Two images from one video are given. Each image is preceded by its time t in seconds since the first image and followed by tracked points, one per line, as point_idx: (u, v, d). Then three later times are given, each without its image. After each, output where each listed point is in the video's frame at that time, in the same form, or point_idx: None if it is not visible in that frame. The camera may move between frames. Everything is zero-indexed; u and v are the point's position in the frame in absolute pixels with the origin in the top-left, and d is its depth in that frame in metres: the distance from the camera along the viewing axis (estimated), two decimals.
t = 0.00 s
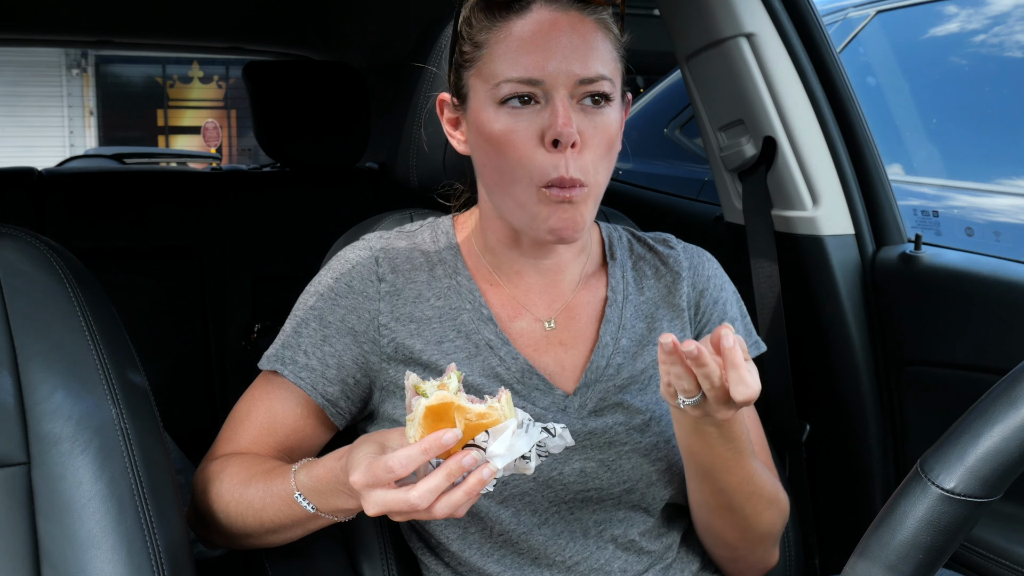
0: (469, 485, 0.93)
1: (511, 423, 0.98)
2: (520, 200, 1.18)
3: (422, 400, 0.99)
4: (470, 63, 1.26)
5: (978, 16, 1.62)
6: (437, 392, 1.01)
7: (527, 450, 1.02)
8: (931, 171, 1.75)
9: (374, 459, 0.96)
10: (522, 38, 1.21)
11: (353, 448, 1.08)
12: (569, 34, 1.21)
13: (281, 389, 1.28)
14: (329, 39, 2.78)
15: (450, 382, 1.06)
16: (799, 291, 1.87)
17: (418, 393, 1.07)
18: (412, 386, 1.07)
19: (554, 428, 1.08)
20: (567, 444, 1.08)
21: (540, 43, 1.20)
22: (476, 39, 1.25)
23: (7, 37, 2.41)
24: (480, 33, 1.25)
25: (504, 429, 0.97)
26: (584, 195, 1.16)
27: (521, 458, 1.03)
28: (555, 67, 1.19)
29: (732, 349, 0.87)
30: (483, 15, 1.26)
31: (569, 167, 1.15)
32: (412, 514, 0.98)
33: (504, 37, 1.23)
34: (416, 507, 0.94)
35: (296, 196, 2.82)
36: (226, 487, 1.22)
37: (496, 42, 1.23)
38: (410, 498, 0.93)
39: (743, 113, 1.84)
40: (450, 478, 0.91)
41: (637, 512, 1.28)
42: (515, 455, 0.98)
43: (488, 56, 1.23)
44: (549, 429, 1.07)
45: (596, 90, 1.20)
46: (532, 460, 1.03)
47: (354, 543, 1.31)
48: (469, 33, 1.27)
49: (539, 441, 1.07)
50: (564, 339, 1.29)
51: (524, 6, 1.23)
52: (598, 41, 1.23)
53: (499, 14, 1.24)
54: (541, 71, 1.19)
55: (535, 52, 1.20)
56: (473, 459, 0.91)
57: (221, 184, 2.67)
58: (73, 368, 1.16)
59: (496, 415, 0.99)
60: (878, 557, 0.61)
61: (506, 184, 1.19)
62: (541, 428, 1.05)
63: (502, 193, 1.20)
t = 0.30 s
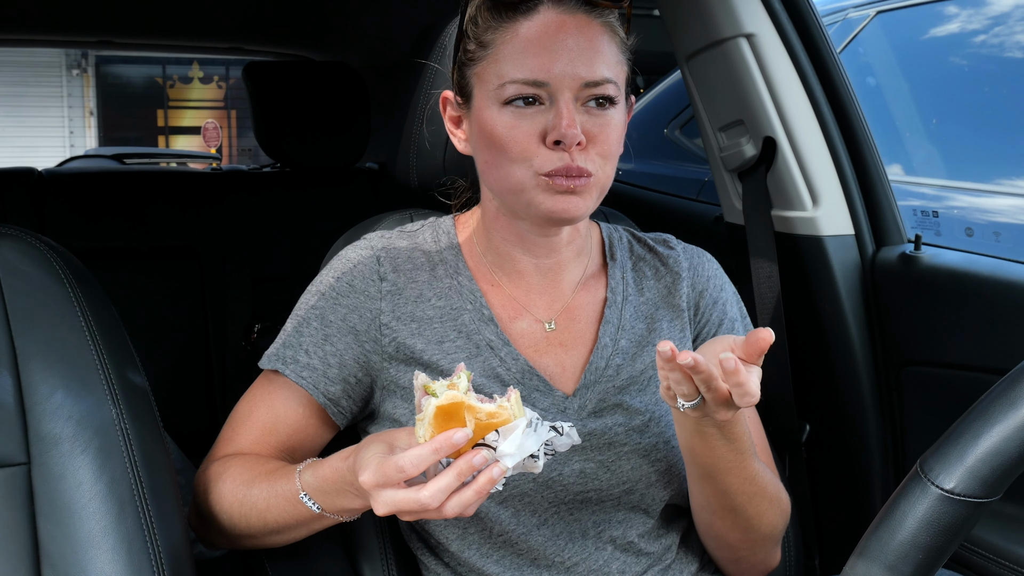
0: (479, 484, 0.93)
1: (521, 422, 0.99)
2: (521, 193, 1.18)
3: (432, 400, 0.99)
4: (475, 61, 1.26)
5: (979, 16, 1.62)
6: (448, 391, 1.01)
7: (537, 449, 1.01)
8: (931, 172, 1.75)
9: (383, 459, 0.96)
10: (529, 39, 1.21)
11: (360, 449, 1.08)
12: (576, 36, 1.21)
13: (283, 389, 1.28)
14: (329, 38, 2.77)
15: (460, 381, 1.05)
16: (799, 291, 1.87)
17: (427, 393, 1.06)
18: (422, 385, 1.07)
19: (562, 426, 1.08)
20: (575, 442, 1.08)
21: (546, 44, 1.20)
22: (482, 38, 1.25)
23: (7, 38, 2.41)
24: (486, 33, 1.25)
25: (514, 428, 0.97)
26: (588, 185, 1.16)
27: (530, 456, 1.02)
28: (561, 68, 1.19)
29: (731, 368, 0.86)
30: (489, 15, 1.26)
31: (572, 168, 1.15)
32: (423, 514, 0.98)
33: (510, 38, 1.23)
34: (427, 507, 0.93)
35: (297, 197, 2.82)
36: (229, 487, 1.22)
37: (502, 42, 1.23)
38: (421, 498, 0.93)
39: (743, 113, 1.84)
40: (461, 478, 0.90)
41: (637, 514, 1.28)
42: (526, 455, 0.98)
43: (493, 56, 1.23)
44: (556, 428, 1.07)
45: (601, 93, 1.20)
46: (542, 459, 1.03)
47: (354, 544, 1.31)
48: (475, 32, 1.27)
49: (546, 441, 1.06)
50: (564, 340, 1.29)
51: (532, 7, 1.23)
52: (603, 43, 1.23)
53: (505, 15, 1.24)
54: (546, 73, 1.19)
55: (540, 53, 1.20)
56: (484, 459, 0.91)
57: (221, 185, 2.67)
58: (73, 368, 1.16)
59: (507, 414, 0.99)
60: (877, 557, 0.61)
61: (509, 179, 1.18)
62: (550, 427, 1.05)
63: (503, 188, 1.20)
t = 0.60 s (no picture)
0: (481, 488, 0.93)
1: (524, 426, 0.99)
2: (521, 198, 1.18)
3: (436, 404, 1.00)
4: (475, 61, 1.26)
5: (978, 16, 1.62)
6: (451, 396, 1.02)
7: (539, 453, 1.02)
8: (930, 172, 1.75)
9: (386, 463, 0.96)
10: (528, 38, 1.21)
11: (363, 451, 1.08)
12: (575, 34, 1.21)
13: (284, 389, 1.28)
14: (329, 38, 2.78)
15: (463, 386, 1.06)
16: (798, 291, 1.87)
17: (431, 396, 1.07)
18: (427, 390, 1.08)
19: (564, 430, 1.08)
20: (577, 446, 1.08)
21: (546, 43, 1.20)
22: (481, 38, 1.26)
23: (7, 38, 2.41)
24: (486, 32, 1.25)
25: (517, 432, 0.98)
26: (585, 196, 1.17)
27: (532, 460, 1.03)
28: (560, 67, 1.19)
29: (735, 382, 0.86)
30: (488, 15, 1.26)
31: (572, 166, 1.15)
32: (426, 517, 0.98)
33: (510, 37, 1.23)
34: (430, 511, 0.94)
35: (297, 197, 2.83)
36: (230, 488, 1.22)
37: (502, 41, 1.23)
38: (424, 502, 0.93)
39: (742, 113, 1.85)
40: (463, 482, 0.92)
41: (636, 513, 1.28)
42: (528, 459, 0.99)
43: (493, 55, 1.23)
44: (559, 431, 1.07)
45: (601, 92, 1.21)
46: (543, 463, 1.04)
47: (354, 545, 1.31)
48: (474, 32, 1.27)
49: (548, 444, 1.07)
50: (564, 340, 1.30)
51: (530, 6, 1.23)
52: (602, 41, 1.23)
53: (505, 14, 1.24)
54: (546, 72, 1.19)
55: (540, 52, 1.20)
56: (487, 463, 0.91)
57: (221, 185, 2.67)
58: (73, 368, 1.16)
59: (510, 419, 1.00)
60: (876, 557, 0.61)
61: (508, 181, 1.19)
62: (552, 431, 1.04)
63: (504, 189, 1.20)
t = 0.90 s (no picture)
0: (472, 493, 0.92)
1: (517, 431, 0.98)
2: (523, 194, 1.18)
3: (428, 408, 1.01)
4: (473, 62, 1.26)
5: (979, 16, 1.62)
6: (443, 399, 1.02)
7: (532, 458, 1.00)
8: (930, 172, 1.75)
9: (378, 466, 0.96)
10: (527, 39, 1.21)
11: (357, 452, 1.08)
12: (574, 34, 1.21)
13: (283, 390, 1.28)
14: (329, 38, 2.77)
15: (456, 390, 1.05)
16: (799, 291, 1.87)
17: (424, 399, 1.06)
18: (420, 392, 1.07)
19: (558, 434, 1.08)
20: (572, 449, 1.08)
21: (545, 44, 1.20)
22: (479, 39, 1.25)
23: (7, 38, 2.41)
24: (484, 34, 1.25)
25: (509, 437, 0.97)
26: (590, 184, 1.16)
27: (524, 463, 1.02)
28: (560, 67, 1.19)
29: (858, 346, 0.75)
30: (486, 16, 1.26)
31: (572, 166, 1.15)
32: (418, 521, 0.98)
33: (508, 38, 1.23)
34: (422, 515, 0.93)
35: (297, 197, 2.83)
36: (228, 489, 1.22)
37: (500, 42, 1.23)
38: (415, 506, 0.93)
39: (742, 113, 1.85)
40: (455, 487, 0.91)
41: (638, 512, 1.28)
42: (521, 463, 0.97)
43: (492, 57, 1.23)
44: (552, 436, 1.07)
45: (600, 92, 1.21)
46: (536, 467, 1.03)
47: (355, 545, 1.31)
48: (472, 33, 1.27)
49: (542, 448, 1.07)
50: (565, 338, 1.30)
51: (529, 7, 1.23)
52: (601, 42, 1.23)
53: (503, 15, 1.24)
54: (545, 72, 1.19)
55: (539, 53, 1.20)
56: (479, 467, 0.91)
57: (221, 185, 2.67)
58: (73, 368, 1.16)
59: (502, 423, 1.00)
60: (876, 557, 0.61)
61: (509, 179, 1.18)
62: (546, 435, 1.06)
63: (505, 189, 1.20)
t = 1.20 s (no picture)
0: (471, 491, 0.93)
1: (516, 429, 0.98)
2: (524, 194, 1.18)
3: (427, 407, 1.00)
4: (473, 62, 1.26)
5: (980, 16, 1.62)
6: (443, 399, 1.02)
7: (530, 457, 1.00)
8: (930, 172, 1.75)
9: (376, 465, 0.96)
10: (527, 37, 1.21)
11: (356, 451, 1.08)
12: (574, 33, 1.21)
13: (283, 389, 1.28)
14: (329, 39, 2.77)
15: (456, 389, 1.05)
16: (799, 291, 1.87)
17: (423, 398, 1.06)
18: (420, 391, 1.07)
19: (557, 432, 1.06)
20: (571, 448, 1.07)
21: (545, 42, 1.20)
22: (479, 39, 1.25)
23: (7, 38, 2.41)
24: (484, 33, 1.25)
25: (508, 436, 0.96)
26: (589, 191, 1.16)
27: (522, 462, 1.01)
28: (561, 66, 1.19)
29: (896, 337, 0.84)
30: (487, 15, 1.26)
31: (572, 165, 1.15)
32: (415, 519, 0.98)
33: (508, 37, 1.23)
34: (421, 514, 0.93)
35: (297, 198, 2.83)
36: (228, 488, 1.22)
37: (500, 41, 1.23)
38: (414, 505, 0.93)
39: (743, 113, 1.85)
40: (453, 486, 0.91)
41: (639, 511, 1.28)
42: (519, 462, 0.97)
43: (492, 56, 1.23)
44: (551, 434, 1.06)
45: (600, 91, 1.21)
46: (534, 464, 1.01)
47: (355, 545, 1.31)
48: (473, 32, 1.27)
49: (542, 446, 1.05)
50: (565, 337, 1.30)
51: (528, 6, 1.23)
52: (601, 41, 1.23)
53: (503, 14, 1.24)
54: (546, 71, 1.19)
55: (539, 51, 1.20)
56: (477, 465, 0.91)
57: (221, 185, 2.67)
58: (73, 368, 1.16)
59: (501, 423, 1.00)
60: (876, 557, 0.61)
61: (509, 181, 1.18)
62: (546, 433, 1.04)
63: (505, 189, 1.20)
